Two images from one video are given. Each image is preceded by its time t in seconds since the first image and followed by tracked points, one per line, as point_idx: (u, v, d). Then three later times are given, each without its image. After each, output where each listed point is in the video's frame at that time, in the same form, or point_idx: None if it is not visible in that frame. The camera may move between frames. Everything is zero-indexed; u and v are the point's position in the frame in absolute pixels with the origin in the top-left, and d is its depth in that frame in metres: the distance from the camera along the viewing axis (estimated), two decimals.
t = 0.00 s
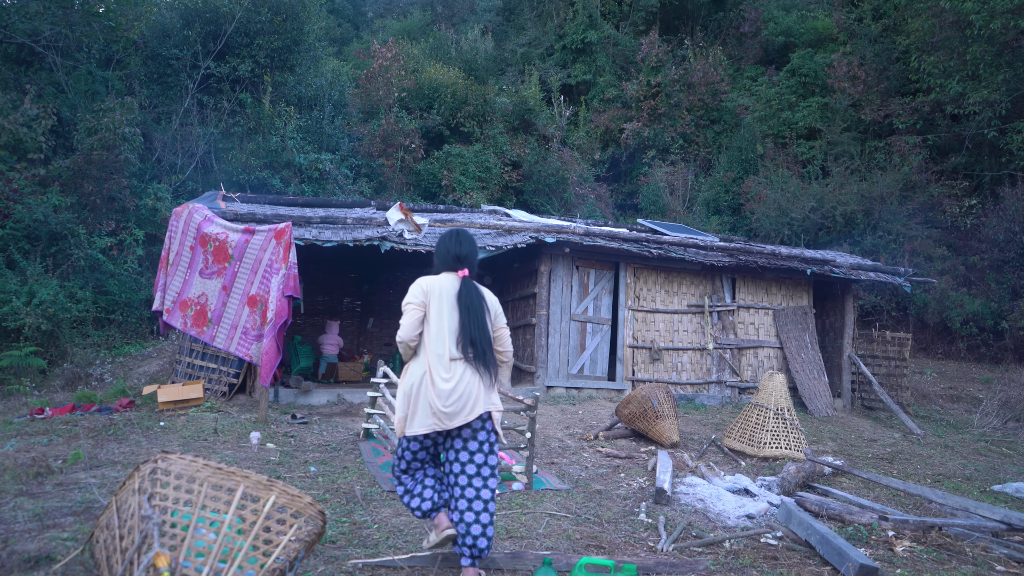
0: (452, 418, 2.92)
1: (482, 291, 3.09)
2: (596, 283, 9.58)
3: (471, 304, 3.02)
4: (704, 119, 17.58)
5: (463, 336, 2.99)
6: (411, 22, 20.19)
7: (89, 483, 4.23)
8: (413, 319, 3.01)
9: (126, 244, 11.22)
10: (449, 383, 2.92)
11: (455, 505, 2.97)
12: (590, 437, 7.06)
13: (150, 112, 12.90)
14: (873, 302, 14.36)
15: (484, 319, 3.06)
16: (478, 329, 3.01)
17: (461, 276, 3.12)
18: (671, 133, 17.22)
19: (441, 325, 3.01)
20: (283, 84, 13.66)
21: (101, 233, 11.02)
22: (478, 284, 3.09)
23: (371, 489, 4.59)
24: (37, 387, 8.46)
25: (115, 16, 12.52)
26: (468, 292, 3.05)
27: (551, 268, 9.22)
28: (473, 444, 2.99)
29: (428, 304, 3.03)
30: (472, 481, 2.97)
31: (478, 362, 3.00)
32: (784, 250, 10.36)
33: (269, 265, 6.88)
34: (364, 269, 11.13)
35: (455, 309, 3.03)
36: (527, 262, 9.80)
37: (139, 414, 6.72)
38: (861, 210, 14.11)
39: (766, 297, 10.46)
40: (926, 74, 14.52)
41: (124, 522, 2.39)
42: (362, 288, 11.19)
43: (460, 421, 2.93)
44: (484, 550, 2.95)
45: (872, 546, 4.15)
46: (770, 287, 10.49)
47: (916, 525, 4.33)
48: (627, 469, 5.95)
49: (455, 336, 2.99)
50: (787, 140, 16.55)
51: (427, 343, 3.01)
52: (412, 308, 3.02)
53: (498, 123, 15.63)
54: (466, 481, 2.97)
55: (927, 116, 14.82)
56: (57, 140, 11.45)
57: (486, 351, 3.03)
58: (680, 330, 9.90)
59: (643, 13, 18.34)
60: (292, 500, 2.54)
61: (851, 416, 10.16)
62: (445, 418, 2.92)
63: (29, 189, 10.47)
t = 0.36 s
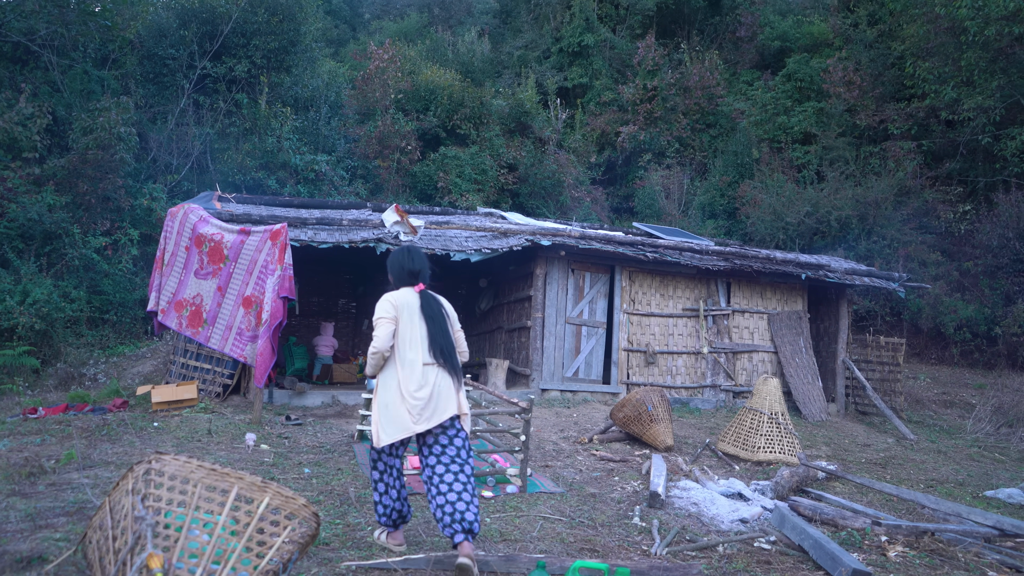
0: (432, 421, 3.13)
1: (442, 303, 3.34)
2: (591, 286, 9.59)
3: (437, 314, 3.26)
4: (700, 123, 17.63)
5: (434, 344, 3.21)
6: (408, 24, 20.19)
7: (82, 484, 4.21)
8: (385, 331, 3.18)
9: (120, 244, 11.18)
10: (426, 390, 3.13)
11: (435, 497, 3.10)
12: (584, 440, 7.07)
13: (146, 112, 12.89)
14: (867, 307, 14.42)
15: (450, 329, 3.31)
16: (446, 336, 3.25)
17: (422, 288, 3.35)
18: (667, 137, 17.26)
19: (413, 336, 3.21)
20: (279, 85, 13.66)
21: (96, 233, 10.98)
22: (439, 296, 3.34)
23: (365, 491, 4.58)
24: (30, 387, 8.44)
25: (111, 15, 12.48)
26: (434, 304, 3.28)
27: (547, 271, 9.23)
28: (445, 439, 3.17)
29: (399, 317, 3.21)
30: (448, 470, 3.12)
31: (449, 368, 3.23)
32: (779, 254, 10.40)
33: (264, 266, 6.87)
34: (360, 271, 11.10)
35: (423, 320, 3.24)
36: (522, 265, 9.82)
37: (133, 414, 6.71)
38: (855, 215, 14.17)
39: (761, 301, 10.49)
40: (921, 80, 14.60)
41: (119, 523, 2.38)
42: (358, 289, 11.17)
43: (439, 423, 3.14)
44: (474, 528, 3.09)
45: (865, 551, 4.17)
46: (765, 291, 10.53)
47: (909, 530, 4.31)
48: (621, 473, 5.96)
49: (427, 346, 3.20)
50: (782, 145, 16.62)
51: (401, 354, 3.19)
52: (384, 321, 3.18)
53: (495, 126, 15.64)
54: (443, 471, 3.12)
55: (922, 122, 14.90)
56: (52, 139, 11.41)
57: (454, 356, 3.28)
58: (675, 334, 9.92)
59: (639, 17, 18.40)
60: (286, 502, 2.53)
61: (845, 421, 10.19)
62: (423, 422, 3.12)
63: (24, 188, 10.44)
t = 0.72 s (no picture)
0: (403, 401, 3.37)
1: (409, 286, 3.53)
2: (592, 288, 9.58)
3: (403, 298, 3.45)
4: (701, 126, 17.64)
5: (401, 327, 3.42)
6: (409, 26, 20.22)
7: (82, 484, 4.21)
8: (354, 319, 3.39)
9: (122, 244, 11.18)
10: (396, 372, 3.35)
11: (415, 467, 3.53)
12: (585, 442, 7.06)
13: (148, 112, 12.90)
14: (868, 311, 14.42)
15: (416, 309, 3.52)
16: (412, 319, 3.45)
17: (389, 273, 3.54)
18: (668, 139, 17.26)
19: (380, 320, 3.42)
20: (281, 87, 13.67)
21: (97, 234, 10.98)
22: (406, 279, 3.53)
23: (365, 493, 4.58)
24: (31, 387, 8.45)
25: (113, 16, 12.46)
26: (400, 288, 3.48)
27: (548, 273, 9.23)
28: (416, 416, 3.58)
29: (366, 304, 3.42)
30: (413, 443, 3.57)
31: (417, 349, 3.44)
32: (780, 258, 10.39)
33: (265, 267, 6.87)
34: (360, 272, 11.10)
35: (389, 305, 3.44)
36: (523, 267, 9.82)
37: (134, 415, 6.71)
38: (856, 218, 14.17)
39: (762, 304, 10.48)
40: (922, 83, 14.61)
41: (120, 524, 2.38)
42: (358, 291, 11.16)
43: (409, 402, 3.38)
44: (416, 489, 3.59)
45: (866, 555, 4.16)
46: (766, 294, 10.52)
47: (910, 534, 4.32)
48: (622, 475, 5.96)
49: (394, 329, 3.40)
50: (783, 148, 16.62)
51: (371, 338, 3.42)
52: (352, 309, 3.38)
53: (496, 128, 15.63)
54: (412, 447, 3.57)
55: (923, 125, 14.89)
56: (54, 139, 11.43)
57: (422, 336, 3.48)
58: (676, 337, 9.92)
59: (641, 19, 18.42)
60: (287, 504, 2.53)
61: (845, 424, 10.19)
62: (399, 401, 3.37)
63: (26, 188, 10.45)
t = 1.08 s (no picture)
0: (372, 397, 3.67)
1: (386, 294, 3.84)
2: (593, 287, 9.57)
3: (377, 304, 3.76)
4: (703, 125, 17.62)
5: (372, 331, 3.73)
6: (411, 24, 20.20)
7: (84, 481, 4.22)
8: (334, 319, 3.74)
9: (123, 242, 11.19)
10: (366, 371, 3.67)
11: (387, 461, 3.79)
12: (586, 440, 7.06)
13: (149, 110, 12.89)
14: (869, 309, 14.41)
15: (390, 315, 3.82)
16: (384, 324, 3.76)
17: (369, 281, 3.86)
18: (670, 138, 17.24)
19: (358, 323, 3.75)
20: (282, 85, 13.67)
21: (99, 231, 10.99)
22: (383, 288, 3.84)
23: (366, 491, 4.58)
24: (33, 384, 8.47)
25: (115, 14, 12.56)
26: (377, 294, 3.80)
27: (549, 271, 9.23)
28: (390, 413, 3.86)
29: (347, 306, 3.77)
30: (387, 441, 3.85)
31: (386, 352, 3.74)
32: (782, 256, 10.38)
33: (267, 265, 6.87)
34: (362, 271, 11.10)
35: (365, 310, 3.77)
36: (525, 265, 9.83)
37: (136, 412, 6.73)
38: (858, 217, 14.16)
39: (764, 303, 10.47)
40: (924, 81, 14.58)
41: (122, 521, 2.38)
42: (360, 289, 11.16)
43: (378, 399, 3.69)
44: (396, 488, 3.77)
45: (866, 553, 4.17)
46: (768, 293, 10.51)
47: (911, 532, 4.33)
48: (623, 473, 5.96)
49: (367, 332, 3.72)
50: (785, 147, 16.61)
51: (348, 339, 3.75)
52: (333, 310, 3.73)
53: (497, 126, 15.62)
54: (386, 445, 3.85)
55: (925, 124, 14.86)
56: (56, 137, 11.44)
57: (392, 341, 3.77)
58: (677, 335, 9.92)
59: (643, 18, 18.39)
60: (289, 501, 2.56)
61: (846, 422, 10.19)
62: (370, 398, 3.68)
63: (27, 185, 10.46)
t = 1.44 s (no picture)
0: (351, 376, 3.85)
1: (373, 280, 4.04)
2: (594, 282, 9.56)
3: (365, 288, 3.95)
4: (704, 120, 17.59)
5: (359, 314, 3.92)
6: (412, 19, 20.16)
7: (85, 476, 4.22)
8: (323, 300, 3.91)
9: (124, 237, 11.17)
10: (349, 350, 3.85)
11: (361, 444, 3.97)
12: (587, 435, 7.06)
13: (150, 105, 12.86)
14: (871, 305, 14.38)
15: (376, 300, 4.02)
16: (370, 307, 3.95)
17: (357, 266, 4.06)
18: (671, 133, 17.21)
19: (345, 305, 3.94)
20: (283, 79, 13.65)
21: (100, 226, 10.98)
22: (371, 273, 4.04)
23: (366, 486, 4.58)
24: (33, 378, 8.47)
25: (115, 7, 12.53)
26: (366, 279, 4.00)
27: (550, 267, 9.22)
28: (371, 396, 3.99)
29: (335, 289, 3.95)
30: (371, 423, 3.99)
31: (370, 334, 3.92)
32: (783, 252, 10.37)
33: (267, 260, 6.86)
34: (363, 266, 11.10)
35: (353, 293, 3.96)
36: (525, 261, 9.82)
37: (137, 407, 6.74)
38: (860, 213, 14.14)
39: (765, 298, 10.46)
40: (926, 77, 14.54)
41: (123, 516, 2.40)
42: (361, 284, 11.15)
43: (358, 379, 3.87)
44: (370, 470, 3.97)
45: (867, 548, 4.17)
46: (769, 288, 10.50)
47: (911, 527, 4.33)
48: (624, 469, 5.96)
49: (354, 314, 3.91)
50: (787, 142, 16.57)
51: (334, 320, 3.92)
52: (322, 291, 3.91)
53: (499, 121, 15.58)
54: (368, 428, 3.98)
55: (927, 119, 14.82)
56: (57, 132, 11.43)
57: (376, 325, 3.97)
58: (678, 331, 9.91)
59: (644, 12, 18.36)
60: (290, 496, 2.57)
61: (847, 418, 10.20)
62: (347, 377, 3.86)
63: (29, 180, 10.45)
